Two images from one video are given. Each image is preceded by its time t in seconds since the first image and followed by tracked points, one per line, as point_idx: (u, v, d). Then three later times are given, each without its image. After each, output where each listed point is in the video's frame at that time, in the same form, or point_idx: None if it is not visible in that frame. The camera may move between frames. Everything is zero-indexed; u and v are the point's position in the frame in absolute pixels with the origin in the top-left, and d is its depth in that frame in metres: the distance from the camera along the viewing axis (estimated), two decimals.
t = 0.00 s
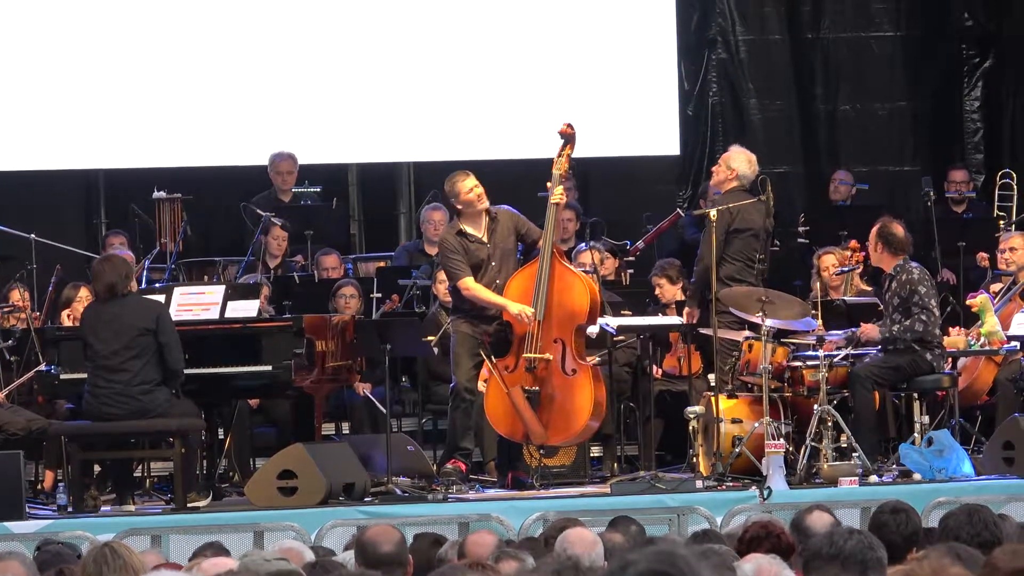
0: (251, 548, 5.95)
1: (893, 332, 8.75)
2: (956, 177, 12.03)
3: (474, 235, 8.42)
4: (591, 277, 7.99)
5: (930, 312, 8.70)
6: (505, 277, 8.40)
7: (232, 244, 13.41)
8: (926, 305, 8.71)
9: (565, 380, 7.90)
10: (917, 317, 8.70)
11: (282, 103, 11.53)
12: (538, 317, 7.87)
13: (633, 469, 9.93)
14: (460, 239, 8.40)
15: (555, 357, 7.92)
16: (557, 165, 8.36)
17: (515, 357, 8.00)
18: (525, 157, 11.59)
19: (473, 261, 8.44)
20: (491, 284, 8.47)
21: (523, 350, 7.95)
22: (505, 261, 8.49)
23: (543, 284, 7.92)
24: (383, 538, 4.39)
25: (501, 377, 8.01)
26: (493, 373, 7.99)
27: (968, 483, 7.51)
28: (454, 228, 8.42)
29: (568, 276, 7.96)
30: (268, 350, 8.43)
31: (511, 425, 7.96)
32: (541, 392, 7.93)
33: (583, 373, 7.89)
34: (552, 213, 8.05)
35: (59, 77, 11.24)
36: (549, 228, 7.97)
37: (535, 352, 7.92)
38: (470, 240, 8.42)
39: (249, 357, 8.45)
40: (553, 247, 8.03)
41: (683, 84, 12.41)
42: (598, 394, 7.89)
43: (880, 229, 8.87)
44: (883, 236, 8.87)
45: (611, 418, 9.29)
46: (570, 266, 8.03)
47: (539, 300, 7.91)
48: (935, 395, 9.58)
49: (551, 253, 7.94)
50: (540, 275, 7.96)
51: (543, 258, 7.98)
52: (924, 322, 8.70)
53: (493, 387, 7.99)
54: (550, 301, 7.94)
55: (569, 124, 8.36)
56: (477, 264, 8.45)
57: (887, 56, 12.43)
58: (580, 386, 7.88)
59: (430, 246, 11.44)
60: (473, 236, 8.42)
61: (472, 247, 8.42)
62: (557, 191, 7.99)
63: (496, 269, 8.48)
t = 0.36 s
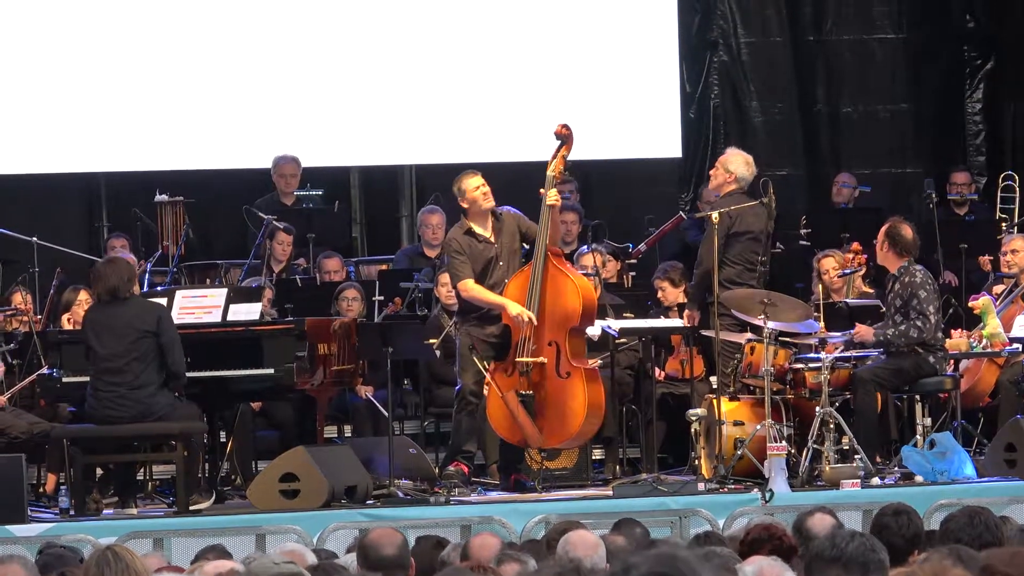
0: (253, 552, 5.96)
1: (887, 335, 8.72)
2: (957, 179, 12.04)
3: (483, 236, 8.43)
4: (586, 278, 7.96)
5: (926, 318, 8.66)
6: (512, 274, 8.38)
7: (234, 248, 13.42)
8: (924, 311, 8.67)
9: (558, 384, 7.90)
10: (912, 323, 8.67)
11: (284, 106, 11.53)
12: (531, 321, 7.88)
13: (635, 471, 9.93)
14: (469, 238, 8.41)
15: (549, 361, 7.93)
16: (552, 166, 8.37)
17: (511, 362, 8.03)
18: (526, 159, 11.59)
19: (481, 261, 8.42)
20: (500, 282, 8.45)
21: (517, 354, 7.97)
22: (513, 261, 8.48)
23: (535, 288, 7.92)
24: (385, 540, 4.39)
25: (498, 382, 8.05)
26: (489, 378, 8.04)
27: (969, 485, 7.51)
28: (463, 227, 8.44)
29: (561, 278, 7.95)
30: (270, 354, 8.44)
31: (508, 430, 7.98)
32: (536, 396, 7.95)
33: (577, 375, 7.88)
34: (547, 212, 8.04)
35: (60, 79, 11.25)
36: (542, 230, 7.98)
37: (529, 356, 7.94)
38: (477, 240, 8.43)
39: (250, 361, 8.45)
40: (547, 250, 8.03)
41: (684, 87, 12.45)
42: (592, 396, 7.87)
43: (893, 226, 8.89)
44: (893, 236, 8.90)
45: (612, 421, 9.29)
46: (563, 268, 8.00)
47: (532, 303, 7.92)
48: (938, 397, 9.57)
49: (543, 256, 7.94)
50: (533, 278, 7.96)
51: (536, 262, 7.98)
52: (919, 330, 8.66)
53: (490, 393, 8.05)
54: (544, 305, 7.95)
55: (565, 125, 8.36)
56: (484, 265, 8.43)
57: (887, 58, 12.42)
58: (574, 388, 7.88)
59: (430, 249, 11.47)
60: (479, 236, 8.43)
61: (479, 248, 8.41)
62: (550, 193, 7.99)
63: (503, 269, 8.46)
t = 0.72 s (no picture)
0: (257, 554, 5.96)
1: (898, 343, 8.74)
2: (961, 181, 12.05)
3: (485, 238, 8.42)
4: (588, 280, 7.94)
5: (935, 323, 8.69)
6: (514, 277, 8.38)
7: (238, 250, 13.42)
8: (931, 315, 8.69)
9: (560, 386, 7.90)
10: (921, 329, 8.69)
11: (288, 109, 11.53)
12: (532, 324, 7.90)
13: (640, 473, 9.93)
14: (471, 241, 8.40)
15: (551, 363, 7.94)
16: (553, 168, 8.35)
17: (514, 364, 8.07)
18: (531, 161, 11.60)
19: (483, 263, 8.41)
20: (503, 284, 8.45)
21: (519, 357, 8.00)
22: (515, 263, 8.48)
23: (536, 290, 7.93)
24: (390, 543, 4.39)
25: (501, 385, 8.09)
26: (491, 381, 8.09)
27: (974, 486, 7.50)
28: (466, 230, 8.42)
29: (563, 280, 7.95)
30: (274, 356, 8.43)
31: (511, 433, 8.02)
32: (539, 398, 7.97)
33: (579, 378, 7.87)
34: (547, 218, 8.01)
35: (65, 81, 11.26)
36: (543, 232, 7.97)
37: (531, 359, 7.96)
38: (480, 242, 8.41)
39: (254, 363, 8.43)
40: (549, 252, 8.03)
41: (688, 89, 12.36)
42: (594, 399, 7.85)
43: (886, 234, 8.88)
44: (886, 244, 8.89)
45: (617, 423, 9.29)
46: (566, 270, 8.00)
47: (533, 306, 7.93)
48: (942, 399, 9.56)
49: (544, 258, 7.94)
50: (534, 280, 7.97)
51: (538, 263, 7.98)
52: (928, 335, 8.69)
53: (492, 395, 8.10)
54: (545, 307, 7.96)
55: (567, 127, 8.34)
56: (486, 267, 8.43)
57: (891, 60, 12.42)
58: (575, 391, 7.87)
59: (433, 251, 11.50)
60: (482, 238, 8.41)
61: (482, 250, 8.40)
62: (551, 195, 7.97)
63: (506, 271, 8.46)
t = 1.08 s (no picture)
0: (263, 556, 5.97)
1: (906, 338, 8.72)
2: (967, 182, 12.04)
3: (485, 241, 8.43)
4: (594, 282, 7.94)
5: (943, 318, 8.69)
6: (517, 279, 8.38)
7: (243, 252, 13.44)
8: (940, 312, 8.68)
9: (567, 388, 7.90)
10: (930, 323, 8.68)
11: (293, 112, 11.54)
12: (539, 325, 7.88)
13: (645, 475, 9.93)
14: (473, 243, 8.40)
15: (557, 365, 7.93)
16: (558, 170, 8.36)
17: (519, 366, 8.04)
18: (535, 163, 11.60)
19: (485, 265, 8.42)
20: (506, 285, 8.45)
21: (525, 358, 7.98)
22: (517, 266, 8.48)
23: (543, 291, 7.91)
24: (395, 545, 4.39)
25: (506, 387, 8.06)
26: (497, 383, 8.06)
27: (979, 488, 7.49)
28: (466, 234, 8.43)
29: (568, 282, 7.95)
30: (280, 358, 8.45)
31: (517, 434, 7.99)
32: (545, 400, 7.95)
33: (585, 379, 7.88)
34: (554, 218, 8.01)
35: (70, 83, 11.28)
36: (549, 234, 7.95)
37: (537, 360, 7.94)
38: (481, 245, 8.42)
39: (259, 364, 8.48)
40: (554, 254, 8.01)
41: (693, 91, 12.38)
42: (600, 400, 7.87)
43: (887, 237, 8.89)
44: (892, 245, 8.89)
45: (622, 425, 9.29)
46: (571, 271, 8.00)
47: (540, 307, 7.91)
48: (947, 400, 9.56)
49: (550, 260, 7.91)
50: (540, 283, 7.95)
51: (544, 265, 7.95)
52: (937, 328, 8.69)
53: (497, 398, 8.07)
54: (551, 309, 7.95)
55: (571, 129, 8.37)
56: (489, 268, 8.43)
57: (896, 61, 12.41)
58: (582, 392, 7.88)
59: (437, 254, 11.49)
60: (483, 241, 8.42)
61: (486, 252, 8.41)
62: (557, 195, 7.95)
63: (509, 272, 8.46)
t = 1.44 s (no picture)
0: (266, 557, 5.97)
1: (903, 347, 8.75)
2: (969, 183, 12.07)
3: (491, 242, 8.42)
4: (597, 283, 7.95)
5: (940, 327, 8.67)
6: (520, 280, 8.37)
7: (246, 254, 13.45)
8: (937, 320, 8.65)
9: (569, 390, 7.90)
10: (925, 335, 8.69)
11: (296, 114, 11.55)
12: (542, 327, 7.88)
13: (648, 476, 9.93)
14: (477, 244, 8.41)
15: (560, 366, 7.93)
16: (562, 172, 8.35)
17: (522, 367, 8.04)
18: (538, 165, 11.61)
19: (489, 267, 8.42)
20: (508, 288, 8.45)
21: (528, 360, 7.98)
22: (521, 268, 8.47)
23: (546, 293, 7.92)
24: (398, 547, 4.39)
25: (509, 389, 8.05)
26: (500, 385, 8.05)
27: (983, 488, 7.49)
28: (471, 233, 8.44)
29: (571, 283, 7.95)
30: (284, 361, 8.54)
31: (519, 436, 7.96)
32: (547, 402, 7.95)
33: (587, 381, 7.89)
34: (558, 219, 8.01)
35: (73, 86, 11.29)
36: (552, 236, 7.95)
37: (540, 362, 7.94)
38: (484, 245, 8.42)
39: (262, 367, 8.55)
40: (557, 256, 8.02)
41: (695, 92, 12.40)
42: (603, 402, 7.87)
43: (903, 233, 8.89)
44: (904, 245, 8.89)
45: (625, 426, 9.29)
46: (574, 273, 8.01)
47: (543, 309, 7.92)
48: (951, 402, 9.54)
49: (553, 262, 7.93)
50: (544, 284, 7.95)
51: (547, 267, 7.95)
52: (933, 339, 8.68)
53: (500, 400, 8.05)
54: (554, 311, 7.96)
55: (576, 131, 8.36)
56: (491, 270, 8.43)
57: (898, 62, 12.40)
58: (585, 394, 7.87)
59: (438, 257, 11.54)
60: (486, 241, 8.42)
61: (489, 254, 8.41)
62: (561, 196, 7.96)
63: (512, 274, 8.46)
